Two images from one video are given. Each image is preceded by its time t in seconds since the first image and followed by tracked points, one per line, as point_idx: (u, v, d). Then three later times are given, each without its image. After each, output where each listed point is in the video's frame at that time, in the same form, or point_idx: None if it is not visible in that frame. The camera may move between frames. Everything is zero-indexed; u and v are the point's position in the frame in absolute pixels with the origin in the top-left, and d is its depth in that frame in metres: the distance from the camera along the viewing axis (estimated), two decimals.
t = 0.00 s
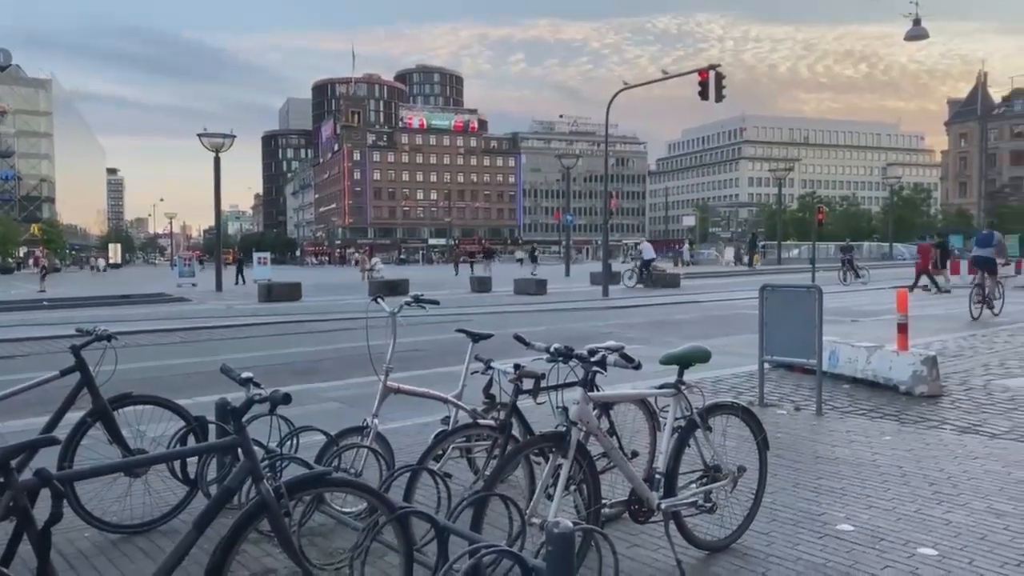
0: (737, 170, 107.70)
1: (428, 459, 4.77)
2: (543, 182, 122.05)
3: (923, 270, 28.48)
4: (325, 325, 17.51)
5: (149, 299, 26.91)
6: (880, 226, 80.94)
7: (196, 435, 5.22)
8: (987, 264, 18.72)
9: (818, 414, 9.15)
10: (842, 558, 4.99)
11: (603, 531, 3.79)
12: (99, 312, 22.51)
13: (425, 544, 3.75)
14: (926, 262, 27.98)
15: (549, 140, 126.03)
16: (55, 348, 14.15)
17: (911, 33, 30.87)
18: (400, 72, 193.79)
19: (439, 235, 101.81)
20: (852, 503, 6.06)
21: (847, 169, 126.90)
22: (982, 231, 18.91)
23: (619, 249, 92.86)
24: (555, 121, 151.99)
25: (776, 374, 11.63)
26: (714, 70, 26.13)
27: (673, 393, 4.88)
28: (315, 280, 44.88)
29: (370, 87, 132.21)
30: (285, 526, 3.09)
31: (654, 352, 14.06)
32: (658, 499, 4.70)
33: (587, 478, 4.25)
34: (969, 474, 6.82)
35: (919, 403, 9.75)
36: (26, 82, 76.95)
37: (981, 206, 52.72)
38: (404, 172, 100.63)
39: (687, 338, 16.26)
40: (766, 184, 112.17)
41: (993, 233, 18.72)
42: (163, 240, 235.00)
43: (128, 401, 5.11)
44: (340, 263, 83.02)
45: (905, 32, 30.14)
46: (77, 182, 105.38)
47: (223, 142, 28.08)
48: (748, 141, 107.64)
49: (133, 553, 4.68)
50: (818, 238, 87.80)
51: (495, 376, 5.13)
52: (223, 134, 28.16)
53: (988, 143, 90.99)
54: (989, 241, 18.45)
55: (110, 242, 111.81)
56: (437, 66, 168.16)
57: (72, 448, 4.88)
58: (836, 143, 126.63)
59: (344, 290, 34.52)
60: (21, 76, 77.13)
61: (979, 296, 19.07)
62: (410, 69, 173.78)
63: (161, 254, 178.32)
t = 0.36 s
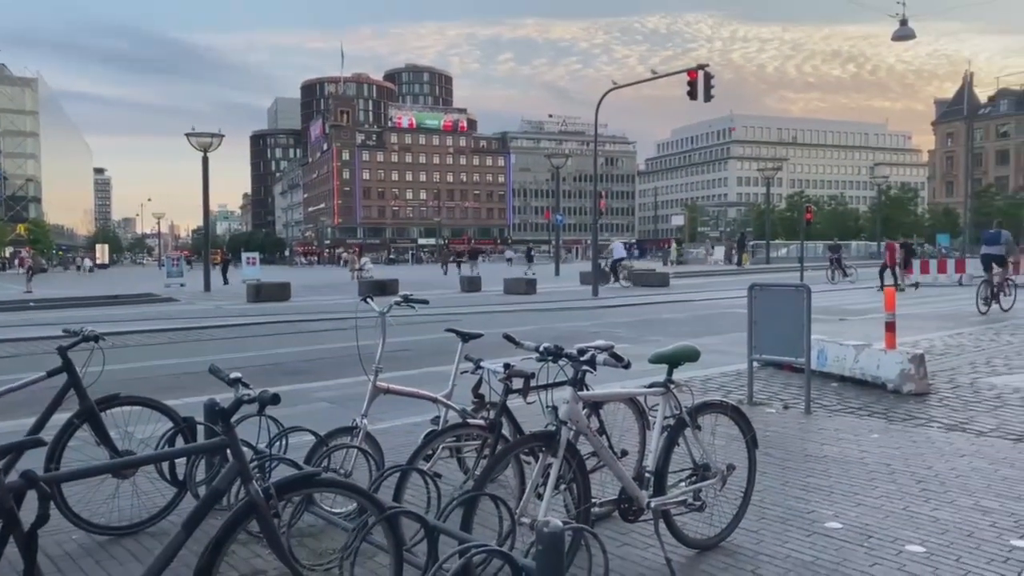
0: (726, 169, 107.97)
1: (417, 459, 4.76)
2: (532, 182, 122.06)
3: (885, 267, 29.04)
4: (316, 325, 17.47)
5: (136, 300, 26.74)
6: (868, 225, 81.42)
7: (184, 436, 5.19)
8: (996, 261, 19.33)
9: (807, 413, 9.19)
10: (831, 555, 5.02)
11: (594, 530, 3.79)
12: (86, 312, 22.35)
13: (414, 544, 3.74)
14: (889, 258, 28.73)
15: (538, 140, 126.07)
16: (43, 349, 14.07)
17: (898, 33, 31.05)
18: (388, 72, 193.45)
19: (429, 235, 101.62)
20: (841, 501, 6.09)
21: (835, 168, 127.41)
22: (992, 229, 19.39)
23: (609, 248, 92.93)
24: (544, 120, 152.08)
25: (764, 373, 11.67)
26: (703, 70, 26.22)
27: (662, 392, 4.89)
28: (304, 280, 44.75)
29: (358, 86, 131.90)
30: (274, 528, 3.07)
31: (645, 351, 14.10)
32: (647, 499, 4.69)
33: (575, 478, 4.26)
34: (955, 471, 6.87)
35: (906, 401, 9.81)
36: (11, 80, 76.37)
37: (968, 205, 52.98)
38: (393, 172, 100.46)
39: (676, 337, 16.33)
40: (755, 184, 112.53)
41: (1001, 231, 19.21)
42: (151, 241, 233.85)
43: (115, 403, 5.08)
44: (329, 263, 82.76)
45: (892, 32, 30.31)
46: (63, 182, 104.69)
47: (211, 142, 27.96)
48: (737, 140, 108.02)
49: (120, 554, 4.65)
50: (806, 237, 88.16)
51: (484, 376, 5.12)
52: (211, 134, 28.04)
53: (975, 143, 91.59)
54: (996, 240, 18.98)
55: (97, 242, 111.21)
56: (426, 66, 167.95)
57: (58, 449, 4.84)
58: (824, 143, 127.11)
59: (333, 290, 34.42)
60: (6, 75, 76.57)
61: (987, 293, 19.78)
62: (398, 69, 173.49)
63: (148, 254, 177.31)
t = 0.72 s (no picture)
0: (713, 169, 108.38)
1: (406, 459, 4.74)
2: (521, 182, 122.12)
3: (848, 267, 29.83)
4: (304, 326, 17.44)
5: (122, 301, 26.57)
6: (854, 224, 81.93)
7: (171, 438, 5.15)
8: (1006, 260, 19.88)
9: (794, 412, 9.22)
10: (819, 553, 5.04)
11: (582, 531, 3.79)
12: (72, 314, 22.19)
13: (403, 546, 3.73)
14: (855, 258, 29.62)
15: (526, 140, 126.20)
16: (28, 351, 13.97)
17: (884, 34, 31.23)
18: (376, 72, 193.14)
19: (417, 235, 101.54)
20: (828, 499, 6.12)
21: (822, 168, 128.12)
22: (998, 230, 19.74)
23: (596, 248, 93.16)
24: (532, 121, 152.21)
25: (752, 372, 11.70)
26: (691, 70, 26.31)
27: (650, 392, 4.90)
28: (291, 281, 44.65)
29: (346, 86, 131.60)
30: (262, 530, 3.06)
31: (633, 351, 14.15)
32: (636, 498, 4.70)
33: (563, 479, 4.26)
34: (942, 469, 6.92)
35: (892, 399, 9.87)
36: None
37: (953, 204, 53.39)
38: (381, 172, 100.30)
39: (664, 337, 16.37)
40: (742, 184, 113.02)
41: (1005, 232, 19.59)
42: (137, 241, 232.61)
43: (101, 404, 5.04)
44: (316, 263, 82.64)
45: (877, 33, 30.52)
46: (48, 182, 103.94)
47: (198, 142, 27.83)
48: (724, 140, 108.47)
49: (107, 557, 4.62)
50: (793, 237, 88.71)
51: (473, 377, 5.11)
52: (198, 134, 27.91)
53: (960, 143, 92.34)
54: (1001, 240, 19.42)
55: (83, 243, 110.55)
56: (414, 66, 167.80)
57: (43, 452, 4.79)
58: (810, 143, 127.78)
59: (322, 290, 34.36)
60: None
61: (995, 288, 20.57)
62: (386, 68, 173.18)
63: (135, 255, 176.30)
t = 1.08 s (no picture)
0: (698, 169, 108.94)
1: (390, 463, 4.72)
2: (506, 182, 122.11)
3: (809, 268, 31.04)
4: (289, 327, 17.35)
5: (104, 304, 26.30)
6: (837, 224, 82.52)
7: (153, 442, 5.10)
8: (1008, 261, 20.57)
9: (778, 411, 9.26)
10: (803, 553, 5.05)
11: (568, 531, 3.78)
12: (53, 317, 21.94)
13: (388, 549, 3.71)
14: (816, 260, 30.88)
15: (511, 141, 126.13)
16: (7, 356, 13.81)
17: (866, 35, 31.49)
18: (360, 73, 192.48)
19: (402, 235, 101.33)
20: (812, 498, 6.15)
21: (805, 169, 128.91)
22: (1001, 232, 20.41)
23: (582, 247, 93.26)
24: (517, 121, 152.34)
25: (737, 371, 11.75)
26: (675, 71, 26.43)
27: (634, 393, 4.92)
28: (275, 282, 44.41)
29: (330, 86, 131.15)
30: (245, 535, 3.03)
31: (617, 351, 14.18)
32: (620, 498, 4.71)
33: (548, 479, 4.26)
34: (924, 467, 6.97)
35: (875, 399, 9.93)
36: None
37: (935, 204, 53.90)
38: (366, 172, 100.12)
39: (649, 337, 16.41)
40: (726, 184, 113.54)
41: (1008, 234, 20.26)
42: (121, 242, 230.82)
43: (81, 409, 5.00)
44: (301, 264, 82.33)
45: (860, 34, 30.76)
46: (28, 183, 102.85)
47: (180, 143, 27.62)
48: (708, 141, 109.03)
49: (88, 564, 4.58)
50: (777, 236, 89.21)
51: (458, 378, 5.10)
52: (181, 134, 27.69)
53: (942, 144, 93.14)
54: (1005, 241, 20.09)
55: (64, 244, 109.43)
56: (399, 66, 167.44)
57: (22, 458, 4.72)
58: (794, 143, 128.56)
59: (306, 292, 34.20)
60: None
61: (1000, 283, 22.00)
62: (370, 69, 172.78)
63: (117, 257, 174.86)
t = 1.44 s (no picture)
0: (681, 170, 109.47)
1: (371, 465, 4.69)
2: (489, 183, 122.18)
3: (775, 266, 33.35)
4: (271, 329, 17.28)
5: (85, 306, 26.08)
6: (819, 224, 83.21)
7: (132, 446, 5.07)
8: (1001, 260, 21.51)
9: (760, 410, 9.32)
10: (785, 552, 5.08)
11: (550, 535, 3.78)
12: (32, 320, 21.72)
13: (370, 553, 3.70)
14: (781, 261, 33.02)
15: (495, 141, 126.17)
16: None
17: (846, 37, 31.77)
18: (343, 74, 191.95)
19: (386, 236, 101.11)
20: (793, 497, 6.18)
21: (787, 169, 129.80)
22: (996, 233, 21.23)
23: (566, 248, 93.48)
24: (500, 122, 152.52)
25: (719, 371, 11.81)
26: (657, 72, 26.54)
27: (616, 393, 4.94)
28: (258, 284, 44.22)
29: (312, 87, 130.69)
30: (223, 540, 3.01)
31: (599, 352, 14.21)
32: (603, 500, 4.72)
33: (531, 479, 4.25)
34: (904, 466, 7.01)
35: (855, 398, 10.01)
36: None
37: (915, 203, 54.43)
38: (349, 173, 99.88)
39: (632, 337, 16.46)
40: (709, 184, 114.22)
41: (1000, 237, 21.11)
42: (100, 244, 228.74)
43: (58, 413, 4.97)
44: (284, 266, 82.00)
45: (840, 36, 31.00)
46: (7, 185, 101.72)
47: (161, 144, 27.45)
48: (691, 141, 109.59)
49: (65, 570, 4.53)
50: (759, 236, 89.78)
51: (439, 380, 5.10)
52: (161, 135, 27.51)
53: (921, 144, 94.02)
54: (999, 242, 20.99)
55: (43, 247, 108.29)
56: (381, 67, 167.18)
57: None
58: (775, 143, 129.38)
59: (288, 293, 34.06)
60: None
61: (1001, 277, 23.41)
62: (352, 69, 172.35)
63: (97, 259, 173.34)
